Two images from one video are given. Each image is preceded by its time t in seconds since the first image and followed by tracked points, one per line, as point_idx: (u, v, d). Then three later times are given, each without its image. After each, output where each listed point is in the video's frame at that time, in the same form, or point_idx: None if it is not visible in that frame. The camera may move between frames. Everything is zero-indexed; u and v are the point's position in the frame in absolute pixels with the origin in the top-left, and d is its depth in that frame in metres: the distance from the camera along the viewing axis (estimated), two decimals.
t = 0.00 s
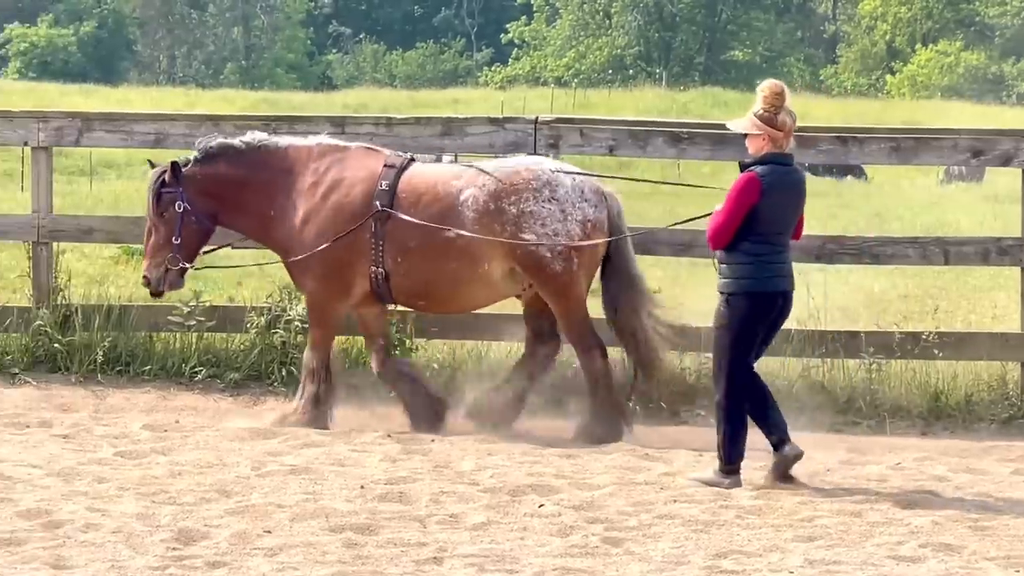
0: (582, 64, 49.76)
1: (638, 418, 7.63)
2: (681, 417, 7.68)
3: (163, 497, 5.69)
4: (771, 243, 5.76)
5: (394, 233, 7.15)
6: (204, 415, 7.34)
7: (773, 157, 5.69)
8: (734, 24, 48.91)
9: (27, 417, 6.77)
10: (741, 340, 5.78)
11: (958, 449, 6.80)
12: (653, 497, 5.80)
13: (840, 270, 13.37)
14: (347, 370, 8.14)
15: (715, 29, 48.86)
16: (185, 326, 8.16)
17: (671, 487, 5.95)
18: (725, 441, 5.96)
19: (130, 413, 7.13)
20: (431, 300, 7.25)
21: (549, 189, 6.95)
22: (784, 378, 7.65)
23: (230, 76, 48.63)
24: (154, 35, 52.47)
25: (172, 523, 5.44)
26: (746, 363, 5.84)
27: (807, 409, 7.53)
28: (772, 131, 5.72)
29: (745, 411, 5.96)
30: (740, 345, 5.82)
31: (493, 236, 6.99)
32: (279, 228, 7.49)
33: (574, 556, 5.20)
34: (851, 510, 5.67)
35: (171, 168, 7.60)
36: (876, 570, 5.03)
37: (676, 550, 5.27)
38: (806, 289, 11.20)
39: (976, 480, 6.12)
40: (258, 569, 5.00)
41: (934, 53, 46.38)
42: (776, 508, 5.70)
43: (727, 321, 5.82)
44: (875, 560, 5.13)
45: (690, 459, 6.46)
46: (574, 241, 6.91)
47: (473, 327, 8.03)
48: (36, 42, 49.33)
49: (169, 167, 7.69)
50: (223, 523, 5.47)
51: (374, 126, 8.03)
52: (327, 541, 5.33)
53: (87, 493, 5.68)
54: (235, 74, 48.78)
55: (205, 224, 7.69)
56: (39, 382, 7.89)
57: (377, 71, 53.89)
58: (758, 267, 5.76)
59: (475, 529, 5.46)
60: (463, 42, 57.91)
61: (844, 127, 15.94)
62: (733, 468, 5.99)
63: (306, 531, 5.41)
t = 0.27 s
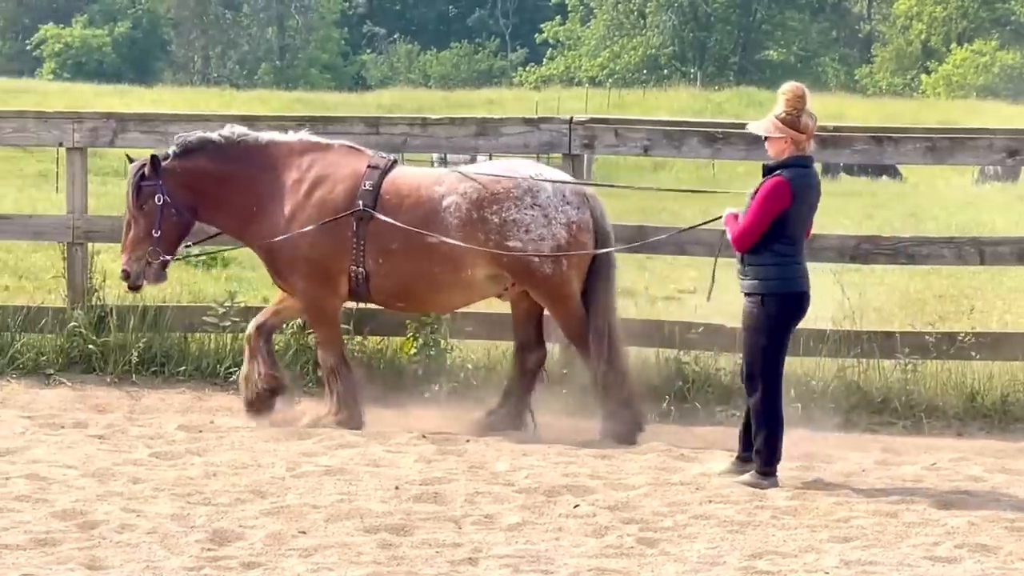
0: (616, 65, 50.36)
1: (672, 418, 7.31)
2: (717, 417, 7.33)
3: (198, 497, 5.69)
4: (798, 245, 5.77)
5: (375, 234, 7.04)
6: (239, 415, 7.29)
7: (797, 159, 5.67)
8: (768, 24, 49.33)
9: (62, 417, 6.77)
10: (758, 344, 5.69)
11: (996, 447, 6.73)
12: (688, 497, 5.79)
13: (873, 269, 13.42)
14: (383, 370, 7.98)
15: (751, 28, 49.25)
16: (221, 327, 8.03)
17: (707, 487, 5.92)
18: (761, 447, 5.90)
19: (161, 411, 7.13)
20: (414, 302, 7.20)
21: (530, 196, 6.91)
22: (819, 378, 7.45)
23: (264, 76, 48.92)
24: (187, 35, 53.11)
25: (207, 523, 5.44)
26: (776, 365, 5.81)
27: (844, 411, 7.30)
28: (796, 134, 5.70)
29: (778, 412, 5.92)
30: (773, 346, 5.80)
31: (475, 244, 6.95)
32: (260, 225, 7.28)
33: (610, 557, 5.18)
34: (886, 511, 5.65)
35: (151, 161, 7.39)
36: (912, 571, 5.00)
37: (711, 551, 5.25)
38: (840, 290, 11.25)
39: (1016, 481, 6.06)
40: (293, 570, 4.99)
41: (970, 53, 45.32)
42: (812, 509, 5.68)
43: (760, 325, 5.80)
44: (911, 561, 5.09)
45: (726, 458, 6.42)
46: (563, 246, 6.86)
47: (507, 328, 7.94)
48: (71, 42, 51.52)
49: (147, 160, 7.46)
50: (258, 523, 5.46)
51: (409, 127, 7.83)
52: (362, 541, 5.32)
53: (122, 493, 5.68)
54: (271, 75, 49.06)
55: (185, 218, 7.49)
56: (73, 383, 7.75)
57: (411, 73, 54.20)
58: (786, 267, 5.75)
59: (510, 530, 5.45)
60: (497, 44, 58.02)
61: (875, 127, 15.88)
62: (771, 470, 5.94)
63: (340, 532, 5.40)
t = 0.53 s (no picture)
0: (645, 65, 50.31)
1: (700, 419, 7.15)
2: (745, 418, 7.16)
3: (227, 498, 5.69)
4: (819, 247, 5.79)
5: (364, 233, 6.96)
6: (268, 415, 7.28)
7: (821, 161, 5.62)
8: (798, 24, 49.54)
9: (91, 417, 6.78)
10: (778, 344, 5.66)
11: None
12: (718, 498, 5.78)
13: (902, 269, 13.40)
14: (412, 370, 7.91)
15: (780, 28, 49.36)
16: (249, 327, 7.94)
17: (737, 487, 5.92)
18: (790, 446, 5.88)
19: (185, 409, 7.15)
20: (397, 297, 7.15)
21: (508, 190, 6.84)
22: (848, 378, 7.33)
23: (294, 76, 49.87)
24: (217, 35, 53.68)
25: (236, 524, 5.44)
26: (799, 366, 5.81)
27: (873, 411, 7.19)
28: (821, 135, 5.67)
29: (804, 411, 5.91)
30: (795, 348, 5.80)
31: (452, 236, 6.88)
32: (246, 223, 7.17)
33: (640, 558, 5.17)
34: (916, 511, 5.63)
35: (141, 132, 7.32)
36: (942, 571, 4.97)
37: (741, 551, 5.23)
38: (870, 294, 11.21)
39: None
40: (323, 570, 4.98)
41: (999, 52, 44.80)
42: (842, 509, 5.66)
43: (786, 327, 5.79)
44: (942, 562, 5.07)
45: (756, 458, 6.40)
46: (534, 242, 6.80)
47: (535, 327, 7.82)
48: (99, 43, 51.59)
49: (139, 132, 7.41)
50: (287, 524, 5.46)
51: (439, 127, 7.74)
52: (391, 542, 5.31)
53: (151, 494, 5.69)
54: (298, 75, 49.95)
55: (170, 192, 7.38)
56: (104, 383, 7.69)
57: (441, 73, 54.11)
58: (809, 269, 5.76)
59: (540, 530, 5.44)
60: (526, 44, 58.13)
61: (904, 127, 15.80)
62: (800, 469, 5.92)
63: (370, 532, 5.40)
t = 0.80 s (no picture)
0: (669, 65, 50.08)
1: (725, 420, 7.12)
2: (769, 417, 7.13)
3: (251, 498, 5.69)
4: (838, 243, 5.79)
5: (337, 231, 6.97)
6: (294, 415, 7.27)
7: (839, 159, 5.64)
8: (822, 25, 49.58)
9: (116, 417, 6.79)
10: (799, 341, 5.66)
11: None
12: (742, 498, 5.78)
13: (927, 269, 13.27)
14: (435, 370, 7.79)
15: (804, 28, 49.43)
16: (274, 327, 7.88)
17: (761, 488, 5.91)
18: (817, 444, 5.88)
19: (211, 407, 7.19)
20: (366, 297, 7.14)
21: (485, 188, 6.86)
22: (873, 377, 7.28)
23: (319, 77, 50.48)
24: (242, 36, 53.92)
25: (260, 524, 5.43)
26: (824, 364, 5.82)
27: (898, 411, 7.14)
28: (840, 132, 5.69)
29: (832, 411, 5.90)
30: (820, 346, 5.81)
31: (425, 233, 6.86)
32: (224, 216, 7.17)
33: (663, 558, 5.16)
34: (940, 511, 5.62)
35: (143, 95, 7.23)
36: (967, 571, 4.95)
37: (764, 551, 5.22)
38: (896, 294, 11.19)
39: None
40: (346, 570, 4.98)
41: None
42: (866, 509, 5.66)
43: (808, 324, 5.81)
44: (966, 562, 5.05)
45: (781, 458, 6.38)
46: (505, 244, 6.82)
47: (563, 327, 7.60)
48: (124, 45, 51.18)
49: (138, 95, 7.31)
50: (311, 524, 5.46)
51: (463, 127, 7.67)
52: (415, 542, 5.31)
53: (175, 493, 5.69)
54: (323, 75, 50.66)
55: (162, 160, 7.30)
56: (128, 384, 7.66)
57: (464, 73, 54.27)
58: (828, 265, 5.76)
59: (564, 531, 5.44)
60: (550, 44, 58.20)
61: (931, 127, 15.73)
62: (823, 466, 5.92)
63: (393, 533, 5.39)
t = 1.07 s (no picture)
0: (690, 65, 51.30)
1: (746, 420, 7.10)
2: (790, 417, 7.12)
3: (272, 498, 5.69)
4: (856, 239, 5.79)
5: (312, 231, 6.92)
6: (314, 416, 7.22)
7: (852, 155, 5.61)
8: (842, 24, 49.57)
9: (136, 417, 6.80)
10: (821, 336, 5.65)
11: None
12: (762, 498, 5.77)
13: (947, 269, 13.31)
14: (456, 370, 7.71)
15: (825, 28, 49.40)
16: (293, 328, 7.81)
17: (781, 488, 5.91)
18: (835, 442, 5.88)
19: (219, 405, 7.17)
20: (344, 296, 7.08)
21: (461, 187, 6.83)
22: (892, 378, 7.26)
23: (339, 77, 51.33)
24: (262, 36, 53.84)
25: (280, 524, 5.43)
26: (846, 360, 5.79)
27: (918, 411, 7.12)
28: (854, 130, 5.68)
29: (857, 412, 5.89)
30: (841, 343, 5.79)
31: (403, 234, 6.81)
32: (201, 203, 7.17)
33: (683, 558, 5.15)
34: (961, 511, 5.61)
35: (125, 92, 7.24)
36: (988, 572, 4.93)
37: (785, 551, 5.21)
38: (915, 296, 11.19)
39: None
40: (366, 571, 4.97)
41: None
42: (886, 509, 5.65)
43: (830, 321, 5.78)
44: (986, 562, 5.03)
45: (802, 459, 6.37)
46: (486, 241, 6.76)
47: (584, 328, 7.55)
48: (144, 44, 50.81)
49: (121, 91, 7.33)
50: (332, 524, 5.45)
51: (483, 128, 7.64)
52: (435, 542, 5.30)
53: (195, 494, 5.70)
54: (342, 75, 51.36)
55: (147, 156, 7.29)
56: (148, 385, 7.63)
57: (485, 73, 55.07)
58: (846, 261, 5.76)
59: (584, 531, 5.43)
60: (570, 44, 58.19)
61: (951, 127, 15.69)
62: (846, 464, 5.91)
63: (414, 533, 5.39)
